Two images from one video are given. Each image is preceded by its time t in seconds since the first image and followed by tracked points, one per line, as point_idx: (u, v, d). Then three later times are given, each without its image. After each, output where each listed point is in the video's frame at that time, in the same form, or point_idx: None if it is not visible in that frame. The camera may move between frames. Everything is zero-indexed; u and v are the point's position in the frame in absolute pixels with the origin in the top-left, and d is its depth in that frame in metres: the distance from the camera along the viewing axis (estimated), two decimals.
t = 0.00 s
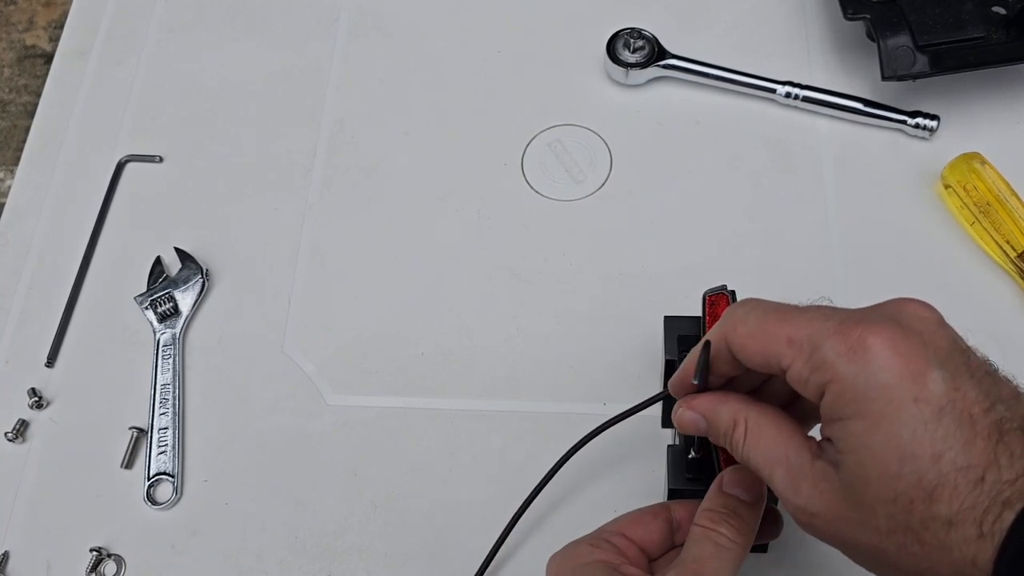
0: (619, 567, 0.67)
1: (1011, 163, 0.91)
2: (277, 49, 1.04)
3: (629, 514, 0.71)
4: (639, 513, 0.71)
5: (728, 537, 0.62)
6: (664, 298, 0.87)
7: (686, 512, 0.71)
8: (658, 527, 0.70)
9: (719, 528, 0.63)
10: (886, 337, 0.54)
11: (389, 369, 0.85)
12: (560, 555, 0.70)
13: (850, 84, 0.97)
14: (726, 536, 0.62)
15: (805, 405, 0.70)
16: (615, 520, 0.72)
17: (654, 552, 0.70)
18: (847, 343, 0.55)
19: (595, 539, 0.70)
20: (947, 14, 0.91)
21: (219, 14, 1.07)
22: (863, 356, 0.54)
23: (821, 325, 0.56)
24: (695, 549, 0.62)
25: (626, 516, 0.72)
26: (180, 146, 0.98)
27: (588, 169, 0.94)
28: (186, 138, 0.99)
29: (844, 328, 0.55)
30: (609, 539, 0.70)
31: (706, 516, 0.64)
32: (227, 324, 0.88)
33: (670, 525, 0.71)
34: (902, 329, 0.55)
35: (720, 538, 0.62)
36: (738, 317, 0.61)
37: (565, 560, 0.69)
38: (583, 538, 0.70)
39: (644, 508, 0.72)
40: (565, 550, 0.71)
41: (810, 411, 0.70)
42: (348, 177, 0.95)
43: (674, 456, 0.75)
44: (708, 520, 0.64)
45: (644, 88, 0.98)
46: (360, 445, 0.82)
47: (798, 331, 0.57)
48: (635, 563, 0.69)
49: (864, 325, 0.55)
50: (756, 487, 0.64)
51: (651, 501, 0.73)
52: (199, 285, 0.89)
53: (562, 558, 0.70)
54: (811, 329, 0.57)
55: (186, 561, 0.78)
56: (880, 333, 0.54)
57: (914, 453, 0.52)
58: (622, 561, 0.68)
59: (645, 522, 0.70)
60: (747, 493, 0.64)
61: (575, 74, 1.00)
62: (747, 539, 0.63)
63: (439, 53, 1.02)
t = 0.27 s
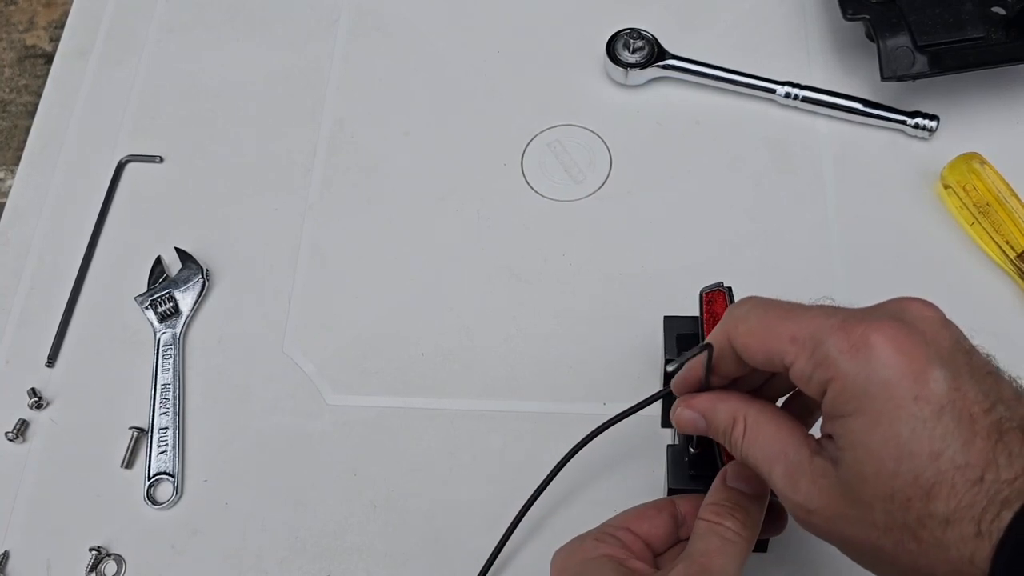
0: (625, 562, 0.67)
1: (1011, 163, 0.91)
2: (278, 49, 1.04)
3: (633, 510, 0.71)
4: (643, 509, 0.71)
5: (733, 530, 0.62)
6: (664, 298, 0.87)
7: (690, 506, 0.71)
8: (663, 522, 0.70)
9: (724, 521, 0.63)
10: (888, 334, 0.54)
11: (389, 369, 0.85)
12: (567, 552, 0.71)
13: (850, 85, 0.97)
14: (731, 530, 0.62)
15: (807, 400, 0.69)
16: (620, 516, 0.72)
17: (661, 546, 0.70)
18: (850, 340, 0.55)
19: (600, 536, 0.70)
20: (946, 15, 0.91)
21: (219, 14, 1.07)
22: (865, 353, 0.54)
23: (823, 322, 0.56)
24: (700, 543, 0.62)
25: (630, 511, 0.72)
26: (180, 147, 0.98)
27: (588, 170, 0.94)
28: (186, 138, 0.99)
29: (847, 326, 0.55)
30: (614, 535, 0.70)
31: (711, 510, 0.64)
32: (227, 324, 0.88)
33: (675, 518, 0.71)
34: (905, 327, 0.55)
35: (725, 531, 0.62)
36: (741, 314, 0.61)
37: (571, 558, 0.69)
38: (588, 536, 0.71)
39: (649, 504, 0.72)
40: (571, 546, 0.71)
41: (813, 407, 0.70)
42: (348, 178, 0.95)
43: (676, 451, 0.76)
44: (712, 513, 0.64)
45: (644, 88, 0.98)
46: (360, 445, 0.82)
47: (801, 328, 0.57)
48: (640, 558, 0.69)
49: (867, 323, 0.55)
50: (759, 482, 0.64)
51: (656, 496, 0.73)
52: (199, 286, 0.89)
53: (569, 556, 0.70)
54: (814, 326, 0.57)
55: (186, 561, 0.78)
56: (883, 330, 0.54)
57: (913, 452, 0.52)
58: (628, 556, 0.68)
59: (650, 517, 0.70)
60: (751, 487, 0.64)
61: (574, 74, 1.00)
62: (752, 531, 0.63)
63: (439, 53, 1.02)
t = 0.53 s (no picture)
0: (628, 560, 0.67)
1: (1011, 163, 0.91)
2: (278, 49, 1.04)
3: (635, 510, 0.71)
4: (645, 509, 0.71)
5: (736, 529, 0.62)
6: (664, 298, 0.87)
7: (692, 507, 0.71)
8: (665, 522, 0.70)
9: (727, 520, 0.63)
10: (892, 333, 0.54)
11: (389, 369, 0.85)
12: (568, 552, 0.70)
13: (850, 85, 0.97)
14: (735, 528, 0.62)
15: (812, 399, 0.69)
16: (621, 515, 0.72)
17: (662, 546, 0.70)
18: (854, 339, 0.55)
19: (603, 535, 0.70)
20: (946, 15, 0.91)
21: (219, 15, 1.07)
22: (869, 352, 0.54)
23: (827, 320, 0.56)
24: (704, 541, 0.62)
25: (632, 511, 0.72)
26: (180, 147, 0.98)
27: (588, 169, 0.94)
28: (186, 138, 0.99)
29: (851, 324, 0.55)
30: (617, 533, 0.70)
31: (715, 509, 0.64)
32: (228, 324, 0.88)
33: (676, 519, 0.71)
34: (909, 327, 0.55)
35: (728, 530, 0.62)
36: (745, 312, 0.61)
37: (574, 556, 0.69)
38: (590, 535, 0.70)
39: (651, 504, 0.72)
40: (572, 546, 0.71)
41: (816, 406, 0.69)
42: (348, 178, 0.95)
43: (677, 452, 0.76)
44: (716, 513, 0.64)
45: (644, 88, 0.98)
46: (361, 445, 0.82)
47: (804, 326, 0.57)
48: (642, 556, 0.69)
49: (871, 322, 0.55)
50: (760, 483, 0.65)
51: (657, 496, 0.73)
52: (199, 286, 0.89)
53: (571, 554, 0.69)
54: (817, 324, 0.57)
55: (186, 561, 0.78)
56: (886, 330, 0.54)
57: (915, 451, 0.52)
58: (630, 555, 0.68)
59: (652, 517, 0.70)
60: (753, 486, 0.64)
61: (574, 74, 1.00)
62: (755, 530, 0.63)
63: (439, 53, 1.02)
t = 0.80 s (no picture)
0: (624, 561, 0.67)
1: (1011, 163, 0.91)
2: (278, 49, 1.04)
3: (631, 511, 0.71)
4: (642, 510, 0.71)
5: (733, 530, 0.62)
6: (664, 298, 0.87)
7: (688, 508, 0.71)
8: (662, 523, 0.70)
9: (723, 521, 0.63)
10: (893, 338, 0.54)
11: (389, 369, 0.85)
12: (564, 552, 0.70)
13: (850, 85, 0.97)
14: (731, 529, 0.62)
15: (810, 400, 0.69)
16: (618, 516, 0.71)
17: (659, 547, 0.70)
18: (856, 344, 0.54)
19: (599, 535, 0.69)
20: (946, 15, 0.91)
21: (220, 15, 1.07)
22: (870, 357, 0.54)
23: (828, 324, 0.56)
24: (701, 542, 0.62)
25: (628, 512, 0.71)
26: (181, 147, 0.98)
27: (588, 170, 0.94)
28: (187, 139, 0.99)
29: (852, 329, 0.55)
30: (613, 534, 0.70)
31: (711, 510, 0.64)
32: (228, 324, 0.88)
33: (673, 520, 0.71)
34: (909, 332, 0.55)
35: (725, 532, 0.62)
36: (745, 315, 0.61)
37: (570, 557, 0.69)
38: (586, 535, 0.70)
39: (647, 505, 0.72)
40: (568, 547, 0.70)
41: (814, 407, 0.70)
42: (348, 178, 0.95)
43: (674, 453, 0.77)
44: (712, 514, 0.64)
45: (643, 88, 0.98)
46: (360, 446, 0.82)
47: (805, 330, 0.57)
48: (638, 558, 0.68)
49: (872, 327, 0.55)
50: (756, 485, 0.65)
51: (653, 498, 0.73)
52: (199, 286, 0.89)
53: (567, 555, 0.69)
54: (818, 329, 0.57)
55: (186, 561, 0.78)
56: (887, 335, 0.54)
57: (912, 455, 0.52)
58: (627, 556, 0.68)
59: (648, 517, 0.70)
60: (750, 488, 0.64)
61: (575, 74, 1.00)
62: (752, 531, 0.63)
63: (440, 54, 1.02)
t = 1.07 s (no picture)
0: (620, 563, 0.67)
1: (1011, 163, 0.91)
2: (278, 49, 1.04)
3: (628, 513, 0.71)
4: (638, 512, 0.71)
5: (728, 530, 0.62)
6: (664, 298, 0.87)
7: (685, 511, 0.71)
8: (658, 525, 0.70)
9: (719, 522, 0.63)
10: (898, 337, 0.54)
11: (389, 369, 0.85)
12: (561, 556, 0.70)
13: (850, 85, 0.97)
14: (727, 529, 0.62)
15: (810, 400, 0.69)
16: (614, 519, 0.71)
17: (655, 550, 0.70)
18: (862, 343, 0.55)
19: (596, 537, 0.69)
20: (946, 15, 0.91)
21: (220, 15, 1.07)
22: (876, 356, 0.54)
23: (835, 323, 0.56)
24: (696, 543, 0.62)
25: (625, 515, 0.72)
26: (180, 147, 0.98)
27: (588, 170, 0.94)
28: (186, 138, 0.99)
29: (858, 328, 0.55)
30: (610, 536, 0.70)
31: (708, 510, 0.64)
32: (228, 324, 0.88)
33: (669, 523, 0.71)
34: (915, 333, 0.55)
35: (720, 531, 0.62)
36: (751, 313, 0.61)
37: (567, 559, 0.68)
38: (583, 537, 0.70)
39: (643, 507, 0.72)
40: (565, 549, 0.70)
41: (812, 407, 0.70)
42: (348, 178, 0.95)
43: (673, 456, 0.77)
44: (708, 514, 0.64)
45: (643, 88, 0.98)
46: (360, 446, 0.82)
47: (812, 328, 0.57)
48: (635, 560, 0.68)
49: (878, 326, 0.55)
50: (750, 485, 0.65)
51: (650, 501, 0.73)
52: (199, 286, 0.89)
53: (563, 557, 0.69)
54: (824, 327, 0.57)
55: (186, 560, 0.78)
56: (894, 335, 0.54)
57: (911, 455, 0.52)
58: (623, 558, 0.68)
59: (645, 519, 0.70)
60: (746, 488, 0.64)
61: (575, 74, 1.00)
62: (747, 531, 0.63)
63: (440, 54, 1.02)
